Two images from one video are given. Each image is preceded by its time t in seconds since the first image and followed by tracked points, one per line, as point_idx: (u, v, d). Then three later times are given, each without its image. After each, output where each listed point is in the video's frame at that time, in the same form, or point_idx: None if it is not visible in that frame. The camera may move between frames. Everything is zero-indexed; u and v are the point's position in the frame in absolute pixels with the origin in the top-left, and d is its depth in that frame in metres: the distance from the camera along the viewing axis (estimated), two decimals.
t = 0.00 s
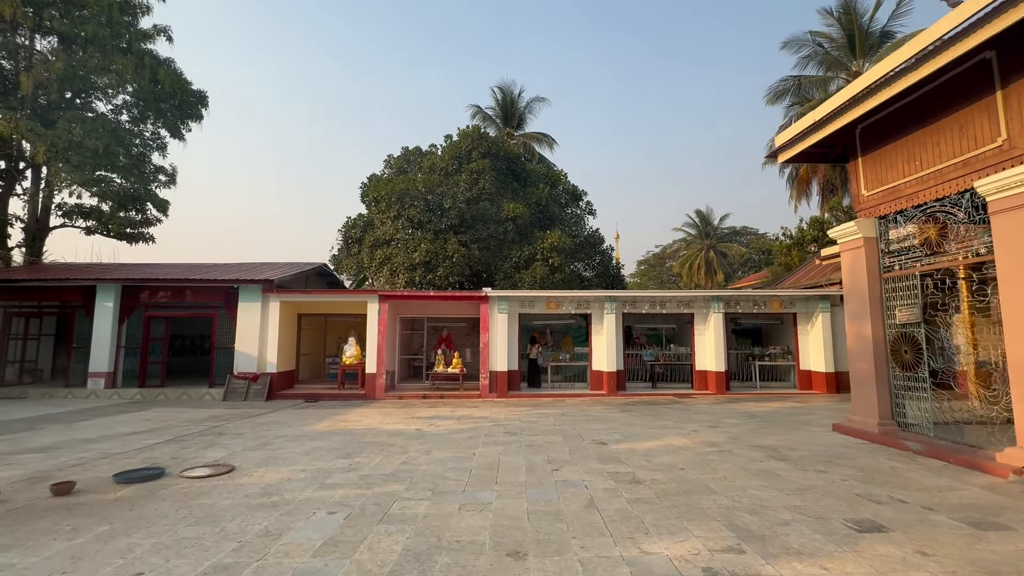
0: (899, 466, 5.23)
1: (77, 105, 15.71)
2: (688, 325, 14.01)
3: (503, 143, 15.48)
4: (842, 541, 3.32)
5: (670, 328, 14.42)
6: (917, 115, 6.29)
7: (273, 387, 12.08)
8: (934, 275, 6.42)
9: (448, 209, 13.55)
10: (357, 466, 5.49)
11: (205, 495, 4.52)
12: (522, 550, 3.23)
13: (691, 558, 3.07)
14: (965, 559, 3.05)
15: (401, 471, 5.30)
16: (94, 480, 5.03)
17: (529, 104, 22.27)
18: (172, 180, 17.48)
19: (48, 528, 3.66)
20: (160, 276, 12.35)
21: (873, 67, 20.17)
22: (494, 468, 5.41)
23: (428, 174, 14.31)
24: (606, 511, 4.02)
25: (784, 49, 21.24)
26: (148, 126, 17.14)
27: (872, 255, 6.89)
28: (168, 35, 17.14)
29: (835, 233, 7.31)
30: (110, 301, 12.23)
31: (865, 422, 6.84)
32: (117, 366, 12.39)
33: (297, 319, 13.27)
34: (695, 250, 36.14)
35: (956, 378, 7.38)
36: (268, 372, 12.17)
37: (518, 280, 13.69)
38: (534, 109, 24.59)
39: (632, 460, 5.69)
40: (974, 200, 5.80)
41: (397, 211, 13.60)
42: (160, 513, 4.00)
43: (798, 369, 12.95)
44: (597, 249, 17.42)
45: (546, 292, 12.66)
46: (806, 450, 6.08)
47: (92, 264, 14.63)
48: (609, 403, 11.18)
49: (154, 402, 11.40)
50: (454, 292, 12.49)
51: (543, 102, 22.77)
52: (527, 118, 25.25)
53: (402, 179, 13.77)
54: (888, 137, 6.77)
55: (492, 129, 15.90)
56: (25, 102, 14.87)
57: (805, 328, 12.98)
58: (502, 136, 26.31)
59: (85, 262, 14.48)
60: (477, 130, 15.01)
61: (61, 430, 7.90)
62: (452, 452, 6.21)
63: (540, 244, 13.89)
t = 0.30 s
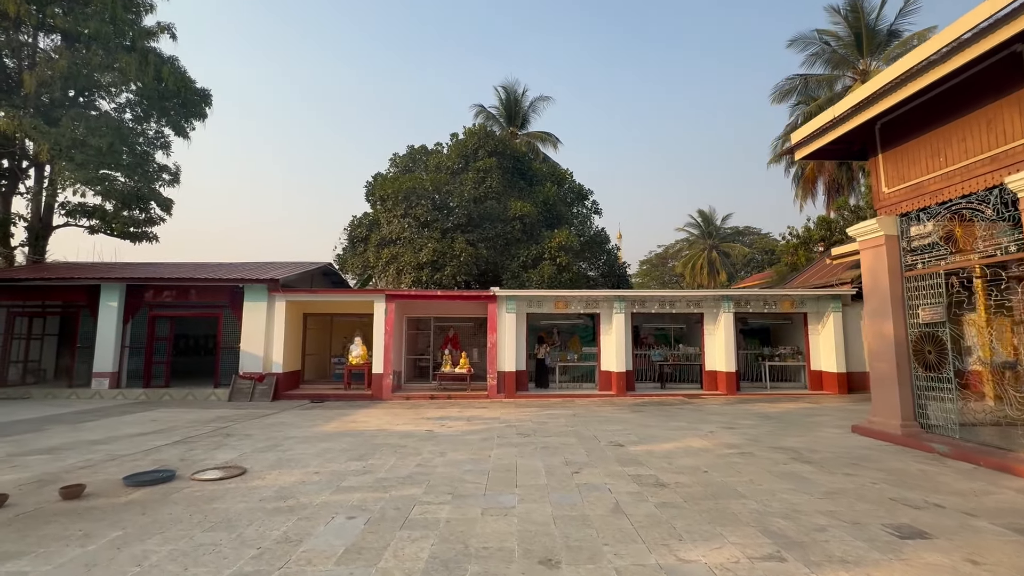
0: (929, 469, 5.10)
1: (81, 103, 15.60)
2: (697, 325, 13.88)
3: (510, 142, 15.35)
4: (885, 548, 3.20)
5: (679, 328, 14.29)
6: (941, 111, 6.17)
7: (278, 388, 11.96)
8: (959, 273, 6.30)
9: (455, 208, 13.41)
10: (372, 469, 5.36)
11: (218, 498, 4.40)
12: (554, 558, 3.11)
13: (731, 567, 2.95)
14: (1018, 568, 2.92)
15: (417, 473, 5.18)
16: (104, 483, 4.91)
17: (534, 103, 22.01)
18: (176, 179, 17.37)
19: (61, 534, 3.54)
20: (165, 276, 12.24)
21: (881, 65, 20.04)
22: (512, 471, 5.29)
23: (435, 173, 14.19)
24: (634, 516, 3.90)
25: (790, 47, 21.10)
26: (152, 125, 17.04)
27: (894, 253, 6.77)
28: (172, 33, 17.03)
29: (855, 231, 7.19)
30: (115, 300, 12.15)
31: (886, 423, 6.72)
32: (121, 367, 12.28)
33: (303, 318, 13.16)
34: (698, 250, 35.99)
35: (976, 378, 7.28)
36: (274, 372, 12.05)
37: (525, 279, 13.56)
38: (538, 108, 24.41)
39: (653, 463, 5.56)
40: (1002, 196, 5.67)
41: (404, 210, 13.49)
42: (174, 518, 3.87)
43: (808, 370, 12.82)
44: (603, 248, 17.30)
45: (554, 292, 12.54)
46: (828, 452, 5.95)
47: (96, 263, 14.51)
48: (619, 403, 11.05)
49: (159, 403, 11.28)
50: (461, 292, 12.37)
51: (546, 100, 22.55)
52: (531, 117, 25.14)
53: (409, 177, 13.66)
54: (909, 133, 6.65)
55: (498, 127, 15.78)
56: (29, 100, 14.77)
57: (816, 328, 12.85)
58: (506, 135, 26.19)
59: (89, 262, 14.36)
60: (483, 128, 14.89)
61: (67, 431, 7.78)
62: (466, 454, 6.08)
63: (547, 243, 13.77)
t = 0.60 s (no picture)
0: (960, 474, 4.96)
1: (85, 102, 15.50)
2: (707, 326, 13.73)
3: (517, 140, 15.25)
4: (931, 558, 3.07)
5: (688, 329, 14.16)
6: (964, 108, 6.04)
7: (285, 389, 11.85)
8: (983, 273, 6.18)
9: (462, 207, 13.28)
10: (387, 473, 5.25)
11: (232, 504, 4.28)
12: (587, 569, 2.99)
13: None
14: None
15: (434, 478, 5.05)
16: (113, 487, 4.79)
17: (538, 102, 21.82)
18: (180, 178, 17.28)
19: (72, 542, 3.43)
20: (170, 275, 12.14)
21: (889, 64, 19.88)
22: (530, 475, 5.16)
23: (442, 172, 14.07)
24: (663, 523, 3.77)
25: (797, 45, 20.95)
26: (156, 124, 16.95)
27: (916, 252, 6.64)
28: (176, 32, 16.94)
29: (874, 230, 7.07)
30: (120, 300, 12.06)
31: (908, 425, 6.59)
32: (126, 367, 12.17)
33: (309, 319, 13.04)
34: (701, 251, 35.80)
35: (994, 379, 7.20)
36: (280, 373, 11.93)
37: (533, 279, 13.43)
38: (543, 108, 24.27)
39: (674, 467, 5.43)
40: None
41: (411, 209, 13.36)
42: (189, 525, 3.76)
43: (819, 371, 12.67)
44: (609, 248, 17.18)
45: (563, 292, 12.41)
46: (852, 455, 5.81)
47: (100, 263, 14.40)
48: (629, 405, 10.92)
49: (164, 404, 11.17)
50: (469, 292, 12.23)
51: (551, 99, 22.28)
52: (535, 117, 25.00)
53: (416, 176, 13.55)
54: (931, 131, 6.52)
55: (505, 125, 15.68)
56: (33, 99, 14.68)
57: (827, 329, 12.70)
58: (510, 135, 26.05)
59: (93, 262, 14.25)
60: (490, 127, 14.77)
61: (73, 433, 7.66)
62: (482, 458, 5.96)
63: (555, 242, 13.65)
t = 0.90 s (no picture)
0: (992, 477, 4.82)
1: (90, 100, 15.41)
2: (716, 325, 13.58)
3: (524, 138, 15.12)
4: (981, 566, 2.94)
5: (697, 328, 14.02)
6: (992, 102, 5.89)
7: (291, 389, 11.74)
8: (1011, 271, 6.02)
9: (470, 205, 13.14)
10: (402, 474, 5.12)
11: (246, 506, 4.16)
12: None
13: None
14: None
15: (450, 480, 4.93)
16: (123, 489, 4.67)
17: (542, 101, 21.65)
18: (184, 177, 17.20)
19: (84, 546, 3.31)
20: (176, 274, 12.04)
21: (898, 61, 19.73)
22: (549, 477, 5.03)
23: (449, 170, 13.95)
24: (694, 527, 3.64)
25: (805, 43, 20.78)
26: (161, 123, 16.88)
27: (940, 249, 6.49)
28: (181, 30, 16.87)
29: (895, 227, 6.93)
30: (125, 300, 11.94)
31: (932, 426, 6.44)
32: (131, 367, 12.07)
33: (315, 318, 12.93)
34: (705, 250, 35.60)
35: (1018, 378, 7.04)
36: (287, 373, 11.83)
37: (542, 277, 13.30)
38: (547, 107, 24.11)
39: (695, 468, 5.30)
40: None
41: (418, 207, 13.26)
42: (202, 529, 3.64)
43: (832, 370, 12.51)
44: (615, 247, 17.06)
45: (572, 290, 12.30)
46: (877, 457, 5.67)
47: (105, 262, 14.30)
48: (640, 405, 10.78)
49: (170, 404, 11.06)
50: (477, 291, 12.12)
51: (553, 98, 21.75)
52: (540, 116, 24.87)
53: (423, 174, 13.44)
54: (955, 125, 6.37)
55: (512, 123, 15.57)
56: (38, 98, 14.60)
57: (839, 329, 12.55)
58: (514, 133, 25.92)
59: (98, 261, 14.16)
60: (496, 125, 14.64)
61: (80, 433, 7.56)
62: (497, 459, 5.83)
63: (563, 241, 13.51)
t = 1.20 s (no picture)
0: None
1: (96, 99, 15.33)
2: (729, 326, 13.36)
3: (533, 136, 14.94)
4: None
5: (709, 329, 13.82)
6: None
7: (299, 389, 11.61)
8: None
9: (479, 204, 12.95)
10: (419, 480, 4.96)
11: (260, 514, 4.00)
12: None
13: None
14: None
15: (469, 485, 4.76)
16: (132, 494, 4.52)
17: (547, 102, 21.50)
18: (190, 176, 17.11)
19: (93, 557, 3.15)
20: (183, 274, 11.92)
21: (910, 58, 19.48)
22: (571, 483, 4.86)
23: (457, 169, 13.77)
24: (732, 538, 3.46)
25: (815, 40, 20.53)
26: (167, 121, 16.80)
27: (970, 247, 6.29)
28: (187, 28, 16.77)
29: (922, 224, 6.73)
30: (131, 299, 11.84)
31: (961, 430, 6.24)
32: (138, 367, 11.96)
33: (322, 318, 12.78)
34: (711, 250, 35.31)
35: None
36: (294, 373, 11.69)
37: (552, 277, 13.12)
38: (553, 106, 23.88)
39: (722, 474, 5.11)
40: None
41: (426, 206, 13.09)
42: (216, 539, 3.48)
43: (847, 372, 12.29)
44: (623, 246, 16.88)
45: (582, 290, 12.13)
46: (909, 462, 5.47)
47: (111, 261, 14.20)
48: (653, 407, 10.59)
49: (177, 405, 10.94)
50: (487, 291, 11.95)
51: (559, 97, 21.52)
52: (546, 114, 24.69)
53: (432, 173, 13.27)
54: (986, 119, 6.17)
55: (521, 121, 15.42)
56: (44, 97, 14.53)
57: (855, 329, 12.33)
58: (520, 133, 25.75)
59: (104, 260, 14.07)
60: (505, 122, 14.47)
61: (87, 435, 7.43)
62: (515, 463, 5.65)
63: (573, 240, 13.33)
